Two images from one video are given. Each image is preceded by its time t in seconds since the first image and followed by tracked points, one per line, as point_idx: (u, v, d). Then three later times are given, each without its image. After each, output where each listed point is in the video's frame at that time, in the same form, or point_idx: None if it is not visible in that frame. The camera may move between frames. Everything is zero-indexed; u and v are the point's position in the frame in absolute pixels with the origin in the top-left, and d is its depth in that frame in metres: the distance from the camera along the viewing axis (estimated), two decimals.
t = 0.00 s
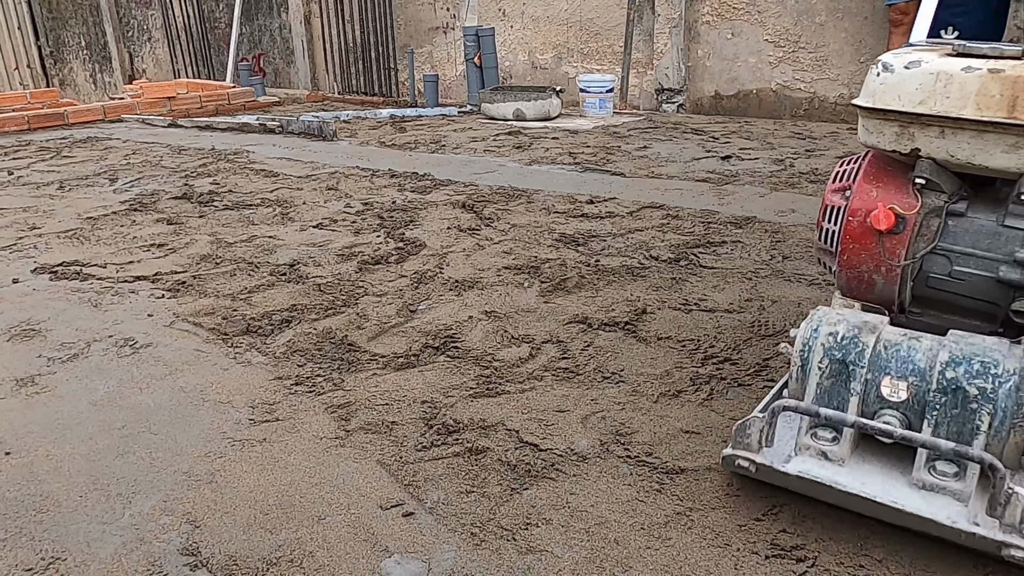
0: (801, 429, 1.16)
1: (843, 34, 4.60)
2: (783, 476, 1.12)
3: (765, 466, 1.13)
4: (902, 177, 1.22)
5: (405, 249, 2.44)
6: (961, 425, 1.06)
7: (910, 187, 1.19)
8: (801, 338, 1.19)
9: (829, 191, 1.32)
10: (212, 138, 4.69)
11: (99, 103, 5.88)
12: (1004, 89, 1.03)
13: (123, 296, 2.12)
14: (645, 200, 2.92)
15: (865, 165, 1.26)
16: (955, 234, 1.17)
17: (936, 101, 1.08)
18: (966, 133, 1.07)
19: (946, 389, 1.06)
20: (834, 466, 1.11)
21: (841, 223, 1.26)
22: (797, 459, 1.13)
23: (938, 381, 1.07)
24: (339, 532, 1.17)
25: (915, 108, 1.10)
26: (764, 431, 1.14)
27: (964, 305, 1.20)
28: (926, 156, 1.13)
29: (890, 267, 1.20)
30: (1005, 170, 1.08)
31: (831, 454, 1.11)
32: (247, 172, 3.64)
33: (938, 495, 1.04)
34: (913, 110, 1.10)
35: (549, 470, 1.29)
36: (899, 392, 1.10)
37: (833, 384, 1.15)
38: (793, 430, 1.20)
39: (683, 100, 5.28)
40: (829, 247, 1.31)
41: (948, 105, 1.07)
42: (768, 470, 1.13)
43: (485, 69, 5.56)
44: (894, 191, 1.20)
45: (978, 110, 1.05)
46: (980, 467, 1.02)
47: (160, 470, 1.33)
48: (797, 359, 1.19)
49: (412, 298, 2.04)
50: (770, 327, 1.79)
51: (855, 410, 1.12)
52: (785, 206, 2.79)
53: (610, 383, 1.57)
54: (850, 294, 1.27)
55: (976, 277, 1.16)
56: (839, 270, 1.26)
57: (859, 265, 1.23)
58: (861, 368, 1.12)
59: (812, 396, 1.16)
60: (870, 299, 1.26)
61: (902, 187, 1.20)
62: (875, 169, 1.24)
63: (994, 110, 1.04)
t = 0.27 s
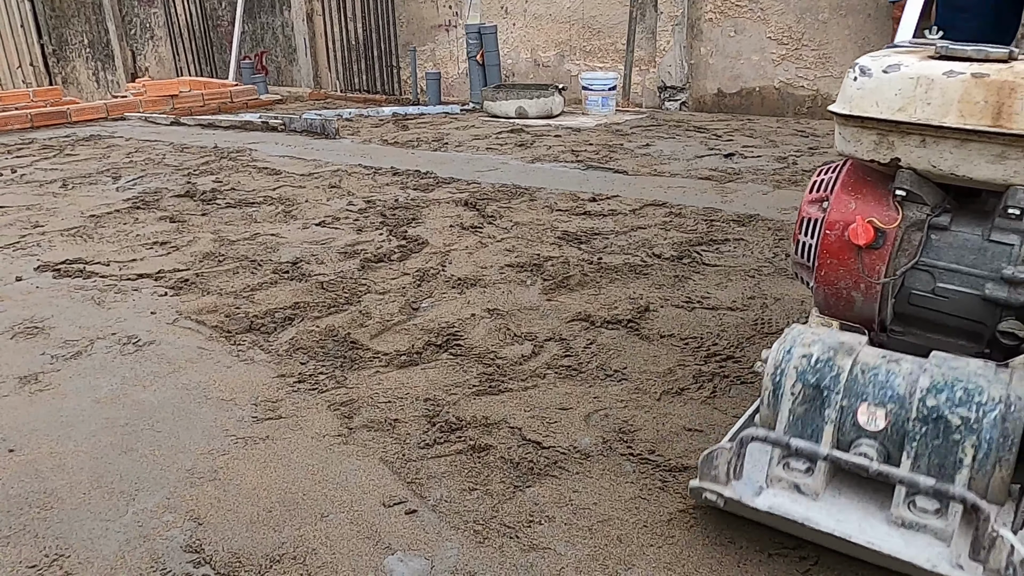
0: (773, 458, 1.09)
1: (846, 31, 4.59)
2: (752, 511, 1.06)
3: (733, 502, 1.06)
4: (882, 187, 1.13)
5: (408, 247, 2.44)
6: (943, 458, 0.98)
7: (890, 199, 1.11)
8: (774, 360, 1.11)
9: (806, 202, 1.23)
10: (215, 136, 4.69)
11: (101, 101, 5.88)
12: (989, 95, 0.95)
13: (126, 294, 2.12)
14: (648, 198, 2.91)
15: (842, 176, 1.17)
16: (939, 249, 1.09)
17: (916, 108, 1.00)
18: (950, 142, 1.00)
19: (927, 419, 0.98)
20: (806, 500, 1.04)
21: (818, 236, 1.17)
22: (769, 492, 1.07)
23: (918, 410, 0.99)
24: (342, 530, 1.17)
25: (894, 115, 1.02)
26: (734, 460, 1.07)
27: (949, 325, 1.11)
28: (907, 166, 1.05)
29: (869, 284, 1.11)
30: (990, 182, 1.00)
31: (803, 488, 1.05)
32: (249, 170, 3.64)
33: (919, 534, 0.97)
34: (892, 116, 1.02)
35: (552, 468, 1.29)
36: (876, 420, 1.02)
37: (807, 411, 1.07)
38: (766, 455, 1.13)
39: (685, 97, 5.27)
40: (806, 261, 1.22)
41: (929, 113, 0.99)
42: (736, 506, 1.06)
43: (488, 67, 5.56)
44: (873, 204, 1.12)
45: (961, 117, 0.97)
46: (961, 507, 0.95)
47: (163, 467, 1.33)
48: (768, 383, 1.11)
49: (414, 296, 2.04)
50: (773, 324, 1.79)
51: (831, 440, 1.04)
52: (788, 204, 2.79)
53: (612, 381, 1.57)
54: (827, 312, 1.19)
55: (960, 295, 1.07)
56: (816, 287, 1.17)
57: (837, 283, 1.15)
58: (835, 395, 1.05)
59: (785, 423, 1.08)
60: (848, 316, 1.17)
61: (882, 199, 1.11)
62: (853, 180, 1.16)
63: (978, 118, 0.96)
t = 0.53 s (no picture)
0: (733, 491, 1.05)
1: (847, 30, 4.59)
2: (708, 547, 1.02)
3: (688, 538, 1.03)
4: (855, 202, 1.08)
5: (409, 246, 2.44)
6: (910, 497, 0.91)
7: (864, 216, 1.06)
8: (733, 386, 1.05)
9: (777, 215, 1.19)
10: (215, 136, 4.69)
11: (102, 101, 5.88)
12: (963, 104, 0.90)
13: (127, 294, 2.13)
14: (649, 197, 2.91)
15: (815, 190, 1.12)
16: (915, 267, 1.04)
17: (888, 117, 0.95)
18: (923, 154, 0.95)
19: (892, 455, 0.92)
20: (765, 537, 1.01)
21: (787, 252, 1.13)
22: (727, 528, 1.03)
23: (884, 446, 0.92)
24: (343, 529, 1.17)
25: (864, 124, 0.97)
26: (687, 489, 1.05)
27: (927, 347, 1.05)
28: (879, 180, 1.00)
29: (841, 305, 1.08)
30: (967, 197, 0.95)
31: (762, 525, 1.01)
32: (250, 170, 3.64)
33: None
34: (862, 126, 0.97)
35: (553, 467, 1.29)
36: (840, 454, 0.95)
37: (768, 443, 1.01)
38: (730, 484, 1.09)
39: (686, 97, 5.27)
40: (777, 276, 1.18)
41: (901, 122, 0.94)
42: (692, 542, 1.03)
43: (489, 66, 5.55)
44: (846, 221, 1.07)
45: (935, 127, 0.92)
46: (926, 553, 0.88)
47: (164, 467, 1.33)
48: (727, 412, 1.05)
49: (415, 295, 2.04)
50: (774, 323, 1.79)
51: (792, 473, 0.98)
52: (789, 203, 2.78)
53: (614, 380, 1.57)
54: (800, 331, 1.16)
55: (939, 316, 1.02)
56: (788, 304, 1.13)
57: (809, 301, 1.11)
58: (797, 426, 0.98)
59: (744, 454, 1.02)
60: (824, 338, 1.13)
61: (855, 215, 1.07)
62: (825, 195, 1.11)
63: (953, 128, 0.91)
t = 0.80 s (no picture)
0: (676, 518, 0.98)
1: (849, 29, 4.58)
2: None
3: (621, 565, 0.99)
4: (830, 216, 1.04)
5: (410, 246, 2.44)
6: (854, 537, 0.84)
7: (837, 231, 1.02)
8: (680, 406, 0.99)
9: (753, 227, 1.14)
10: (217, 136, 4.70)
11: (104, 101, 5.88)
12: (936, 114, 0.86)
13: (129, 293, 2.13)
14: (650, 197, 2.91)
15: (790, 203, 1.08)
16: (891, 288, 0.99)
17: (857, 126, 0.91)
18: (895, 167, 0.90)
19: (835, 489, 0.85)
20: (704, 570, 0.93)
21: (758, 268, 1.09)
22: (665, 557, 0.97)
23: (833, 480, 0.86)
24: (345, 528, 1.17)
25: (832, 133, 0.93)
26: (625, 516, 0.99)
27: (904, 373, 1.01)
28: (849, 192, 0.96)
29: (809, 325, 1.03)
30: (942, 216, 0.90)
31: (701, 556, 0.94)
32: (252, 169, 3.64)
33: None
34: (830, 134, 0.93)
35: (555, 467, 1.29)
36: (784, 485, 0.88)
37: (713, 468, 0.94)
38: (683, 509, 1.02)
39: (687, 96, 5.26)
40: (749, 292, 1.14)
41: (871, 131, 0.90)
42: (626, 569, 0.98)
43: (490, 66, 5.55)
44: (818, 236, 1.03)
45: (905, 138, 0.88)
46: None
47: (166, 466, 1.33)
48: (674, 433, 0.99)
49: (417, 295, 2.04)
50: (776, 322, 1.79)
51: (733, 503, 0.91)
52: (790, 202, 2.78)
53: (615, 379, 1.57)
54: (773, 350, 1.11)
55: (914, 340, 0.98)
56: (758, 322, 1.09)
57: (779, 319, 1.06)
58: (741, 454, 0.92)
59: (687, 478, 0.96)
60: (797, 359, 1.09)
61: (828, 230, 1.02)
62: (799, 209, 1.06)
63: (924, 140, 0.87)
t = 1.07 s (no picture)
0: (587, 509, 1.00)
1: (848, 30, 4.58)
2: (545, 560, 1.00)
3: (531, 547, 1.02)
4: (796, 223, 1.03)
5: (410, 246, 2.44)
6: (729, 549, 0.81)
7: (794, 239, 1.01)
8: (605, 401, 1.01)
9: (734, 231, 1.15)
10: (217, 135, 4.70)
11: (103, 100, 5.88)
12: (874, 122, 0.82)
13: (128, 293, 2.12)
14: (650, 197, 2.91)
15: (763, 207, 1.08)
16: (848, 302, 0.97)
17: (801, 132, 0.89)
18: (836, 177, 0.87)
19: (715, 499, 0.82)
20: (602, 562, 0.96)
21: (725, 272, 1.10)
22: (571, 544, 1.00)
23: (715, 493, 0.83)
24: (344, 528, 1.17)
25: (779, 139, 0.92)
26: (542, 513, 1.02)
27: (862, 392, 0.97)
28: (798, 200, 0.95)
29: (764, 333, 1.03)
30: (883, 229, 0.86)
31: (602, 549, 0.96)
32: (252, 169, 3.64)
33: None
34: (775, 140, 0.92)
35: (554, 467, 1.29)
36: (677, 490, 0.86)
37: (622, 466, 0.95)
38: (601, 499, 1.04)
39: (687, 96, 5.26)
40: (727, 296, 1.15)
41: (813, 138, 0.88)
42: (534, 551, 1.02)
43: (490, 66, 5.55)
44: (778, 242, 1.03)
45: (843, 146, 0.85)
46: None
47: (166, 465, 1.33)
48: (595, 428, 1.00)
49: (417, 295, 2.04)
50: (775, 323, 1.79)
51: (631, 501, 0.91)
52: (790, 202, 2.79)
53: (614, 380, 1.57)
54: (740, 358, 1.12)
55: (867, 360, 0.94)
56: (725, 327, 1.10)
57: (740, 325, 1.07)
58: (643, 453, 0.91)
59: (598, 470, 0.97)
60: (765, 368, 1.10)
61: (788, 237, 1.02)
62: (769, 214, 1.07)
63: (860, 149, 0.83)
